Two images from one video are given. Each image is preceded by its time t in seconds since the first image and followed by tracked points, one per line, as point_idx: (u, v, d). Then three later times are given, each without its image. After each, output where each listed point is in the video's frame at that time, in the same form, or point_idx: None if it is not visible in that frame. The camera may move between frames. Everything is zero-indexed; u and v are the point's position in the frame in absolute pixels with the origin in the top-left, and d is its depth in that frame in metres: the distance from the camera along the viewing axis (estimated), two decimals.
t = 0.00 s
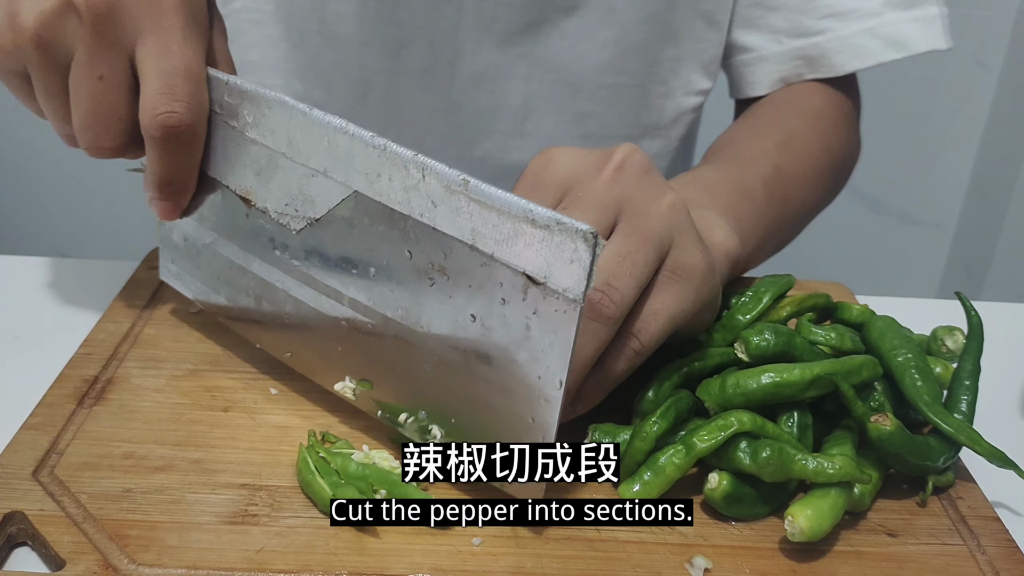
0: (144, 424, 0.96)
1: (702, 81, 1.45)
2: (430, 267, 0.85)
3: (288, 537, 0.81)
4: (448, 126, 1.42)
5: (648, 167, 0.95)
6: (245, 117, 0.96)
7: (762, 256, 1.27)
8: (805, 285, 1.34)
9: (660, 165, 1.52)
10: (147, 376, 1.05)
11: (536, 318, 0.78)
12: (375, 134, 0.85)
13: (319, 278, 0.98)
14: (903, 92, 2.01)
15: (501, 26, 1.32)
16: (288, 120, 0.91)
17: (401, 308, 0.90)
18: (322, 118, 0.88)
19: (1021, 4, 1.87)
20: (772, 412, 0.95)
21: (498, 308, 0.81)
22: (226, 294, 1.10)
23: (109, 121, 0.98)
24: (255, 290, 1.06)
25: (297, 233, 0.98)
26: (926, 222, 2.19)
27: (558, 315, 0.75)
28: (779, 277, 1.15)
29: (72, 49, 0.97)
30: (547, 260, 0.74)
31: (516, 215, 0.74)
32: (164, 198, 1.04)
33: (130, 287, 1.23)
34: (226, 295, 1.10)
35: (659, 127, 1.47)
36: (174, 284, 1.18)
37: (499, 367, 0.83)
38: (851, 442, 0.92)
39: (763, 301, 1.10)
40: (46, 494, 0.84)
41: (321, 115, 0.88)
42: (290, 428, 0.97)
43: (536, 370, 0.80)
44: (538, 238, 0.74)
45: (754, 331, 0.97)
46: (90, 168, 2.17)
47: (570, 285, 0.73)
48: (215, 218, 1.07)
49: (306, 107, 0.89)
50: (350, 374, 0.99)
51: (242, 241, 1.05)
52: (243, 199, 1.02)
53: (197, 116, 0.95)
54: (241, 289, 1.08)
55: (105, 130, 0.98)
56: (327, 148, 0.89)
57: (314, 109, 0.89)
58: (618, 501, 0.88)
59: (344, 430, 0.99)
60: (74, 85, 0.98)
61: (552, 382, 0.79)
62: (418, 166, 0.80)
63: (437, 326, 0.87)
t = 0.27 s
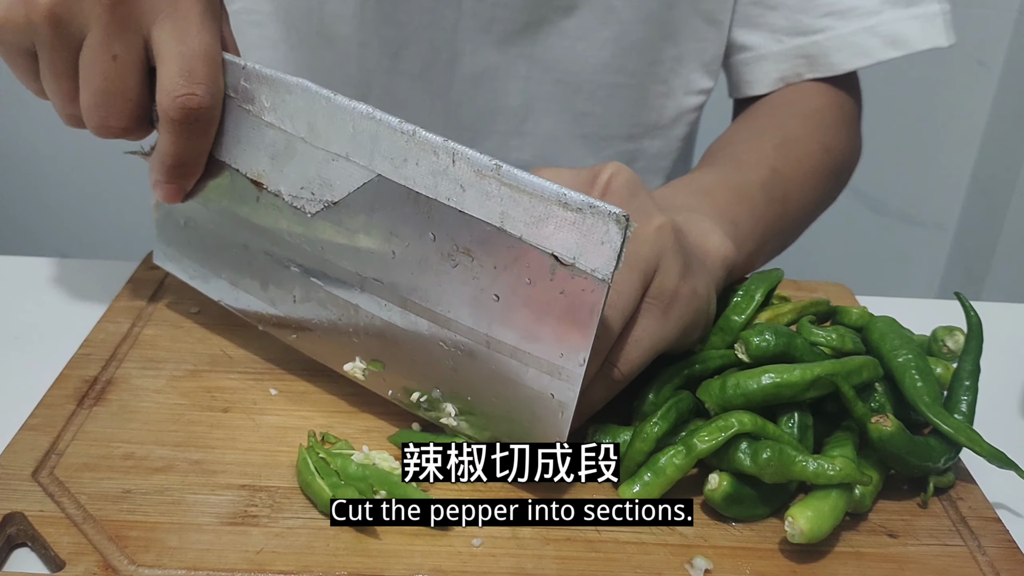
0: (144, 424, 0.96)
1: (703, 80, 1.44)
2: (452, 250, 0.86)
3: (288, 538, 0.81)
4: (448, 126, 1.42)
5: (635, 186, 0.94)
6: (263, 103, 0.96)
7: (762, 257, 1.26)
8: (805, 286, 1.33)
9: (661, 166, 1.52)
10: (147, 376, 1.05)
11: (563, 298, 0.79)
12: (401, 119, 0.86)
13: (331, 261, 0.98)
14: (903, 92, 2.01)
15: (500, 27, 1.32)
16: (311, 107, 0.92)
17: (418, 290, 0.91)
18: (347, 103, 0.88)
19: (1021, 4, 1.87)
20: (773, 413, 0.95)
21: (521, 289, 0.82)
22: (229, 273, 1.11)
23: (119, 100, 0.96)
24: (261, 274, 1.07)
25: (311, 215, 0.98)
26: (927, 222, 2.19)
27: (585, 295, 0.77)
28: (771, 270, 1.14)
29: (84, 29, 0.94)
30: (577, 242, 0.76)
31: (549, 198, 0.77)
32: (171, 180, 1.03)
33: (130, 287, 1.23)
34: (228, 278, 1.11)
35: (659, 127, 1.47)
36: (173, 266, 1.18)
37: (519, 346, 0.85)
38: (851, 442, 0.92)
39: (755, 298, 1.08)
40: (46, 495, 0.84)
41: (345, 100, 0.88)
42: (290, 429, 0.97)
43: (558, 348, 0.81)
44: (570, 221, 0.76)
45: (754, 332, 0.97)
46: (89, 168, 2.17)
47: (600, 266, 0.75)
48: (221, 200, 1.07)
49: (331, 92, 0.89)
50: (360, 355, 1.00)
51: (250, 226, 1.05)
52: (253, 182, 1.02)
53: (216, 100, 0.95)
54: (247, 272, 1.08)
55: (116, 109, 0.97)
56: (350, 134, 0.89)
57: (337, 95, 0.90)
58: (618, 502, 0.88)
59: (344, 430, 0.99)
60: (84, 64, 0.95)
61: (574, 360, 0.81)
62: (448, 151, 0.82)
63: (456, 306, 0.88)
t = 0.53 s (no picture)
0: (144, 424, 0.96)
1: (706, 80, 1.44)
2: (452, 279, 0.86)
3: (288, 538, 0.81)
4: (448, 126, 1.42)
5: (637, 190, 0.93)
6: (259, 125, 0.96)
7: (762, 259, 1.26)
8: (805, 286, 1.34)
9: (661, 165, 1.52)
10: (147, 376, 1.05)
11: (563, 333, 0.79)
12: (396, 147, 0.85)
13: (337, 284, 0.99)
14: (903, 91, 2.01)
15: (501, 28, 1.32)
16: (308, 132, 0.91)
17: (421, 315, 0.92)
18: (342, 129, 0.88)
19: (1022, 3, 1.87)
20: (772, 413, 0.95)
21: (522, 320, 0.82)
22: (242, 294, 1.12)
23: (125, 138, 0.98)
24: (269, 291, 1.08)
25: (314, 239, 0.99)
26: (927, 221, 2.19)
27: (583, 336, 0.77)
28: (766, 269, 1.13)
29: (83, 70, 0.92)
30: (574, 281, 0.75)
31: (543, 236, 0.76)
32: (173, 201, 1.05)
33: (130, 287, 1.23)
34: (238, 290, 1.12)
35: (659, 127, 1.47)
36: (183, 280, 1.19)
37: (521, 373, 0.85)
38: (850, 442, 0.92)
39: (751, 298, 1.08)
40: (46, 495, 0.84)
41: (342, 128, 0.88)
42: (290, 428, 0.97)
43: (563, 382, 0.82)
44: (564, 258, 0.75)
45: (754, 332, 0.97)
46: (88, 167, 2.16)
47: (597, 306, 0.75)
48: (225, 220, 1.08)
49: (325, 119, 0.89)
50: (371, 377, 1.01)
51: (255, 245, 1.06)
52: (256, 203, 1.02)
53: (212, 131, 0.96)
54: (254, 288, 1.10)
55: (122, 146, 0.99)
56: (348, 161, 0.89)
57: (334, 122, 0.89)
58: (618, 501, 0.88)
59: (344, 430, 0.99)
60: (85, 103, 0.95)
61: (576, 392, 0.81)
62: (443, 182, 0.81)
63: (460, 331, 0.89)
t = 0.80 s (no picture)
0: (144, 424, 0.96)
1: (702, 78, 1.44)
2: (496, 324, 0.82)
3: (289, 538, 0.81)
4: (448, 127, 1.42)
5: (634, 187, 0.92)
6: (300, 179, 0.92)
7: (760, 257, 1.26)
8: (805, 286, 1.34)
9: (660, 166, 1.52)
10: (147, 376, 1.05)
11: (604, 372, 0.74)
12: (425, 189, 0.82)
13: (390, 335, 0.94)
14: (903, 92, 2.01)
15: (501, 29, 1.32)
16: (340, 179, 0.88)
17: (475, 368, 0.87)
18: (375, 175, 0.85)
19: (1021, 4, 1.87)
20: (773, 413, 0.95)
21: (568, 366, 0.77)
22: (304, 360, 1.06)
23: (175, 200, 0.94)
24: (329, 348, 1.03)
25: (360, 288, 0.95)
26: (926, 222, 2.19)
27: (623, 371, 0.72)
28: (771, 271, 1.14)
29: (130, 135, 0.91)
30: (606, 313, 0.71)
31: (571, 270, 0.71)
32: (229, 264, 1.01)
33: (130, 287, 1.23)
34: (283, 342, 1.08)
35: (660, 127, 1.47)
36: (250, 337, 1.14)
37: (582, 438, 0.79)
38: (851, 443, 0.92)
39: (755, 299, 1.08)
40: (46, 495, 0.84)
41: (371, 172, 0.85)
42: (290, 428, 0.97)
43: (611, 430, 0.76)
44: (593, 291, 0.71)
45: (754, 332, 0.97)
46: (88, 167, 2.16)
47: (634, 340, 0.69)
48: (283, 276, 1.04)
49: (357, 165, 0.86)
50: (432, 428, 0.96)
51: (310, 297, 1.02)
52: (306, 257, 0.99)
53: (253, 184, 0.91)
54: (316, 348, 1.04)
55: (174, 210, 0.95)
56: (381, 205, 0.86)
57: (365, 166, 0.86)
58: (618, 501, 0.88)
59: (344, 430, 0.99)
60: (136, 168, 0.93)
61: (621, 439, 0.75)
62: (471, 224, 0.78)
63: (511, 384, 0.84)
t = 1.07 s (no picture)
0: (144, 423, 0.96)
1: (693, 78, 1.42)
2: (472, 233, 0.89)
3: (288, 537, 0.81)
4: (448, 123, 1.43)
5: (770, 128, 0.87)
6: (290, 101, 0.99)
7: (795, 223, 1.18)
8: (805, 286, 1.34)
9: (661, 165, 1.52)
10: (147, 375, 1.05)
11: (570, 269, 0.81)
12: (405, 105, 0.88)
13: (374, 248, 1.02)
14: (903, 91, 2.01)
15: (501, 23, 1.32)
16: (328, 102, 0.95)
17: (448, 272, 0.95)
18: (358, 94, 0.91)
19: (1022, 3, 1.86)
20: (772, 412, 0.96)
21: (535, 266, 0.84)
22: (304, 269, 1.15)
23: (172, 124, 1.00)
24: (320, 266, 1.12)
25: (351, 208, 1.02)
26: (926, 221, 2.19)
27: (591, 268, 0.79)
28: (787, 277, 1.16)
29: (127, 58, 0.98)
30: (575, 218, 0.77)
31: (542, 175, 0.78)
32: (224, 185, 1.07)
33: (130, 287, 1.23)
34: (297, 270, 1.16)
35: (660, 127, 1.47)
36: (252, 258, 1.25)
37: (548, 334, 0.87)
38: (850, 442, 0.92)
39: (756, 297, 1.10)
40: (46, 494, 0.84)
41: (355, 92, 0.91)
42: (290, 428, 0.97)
43: (579, 330, 0.83)
44: (564, 196, 0.77)
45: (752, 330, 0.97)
46: (89, 167, 2.16)
47: (601, 241, 0.76)
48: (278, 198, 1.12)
49: (342, 85, 0.92)
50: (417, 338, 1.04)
51: (305, 221, 1.10)
52: (299, 179, 1.06)
53: (242, 108, 0.97)
54: (308, 264, 1.14)
55: (170, 132, 1.01)
56: (366, 127, 0.93)
57: (349, 87, 0.92)
58: (618, 501, 0.88)
59: (344, 430, 0.99)
60: (133, 92, 1.00)
61: (596, 338, 0.82)
62: (448, 133, 0.84)
63: (480, 282, 0.92)
